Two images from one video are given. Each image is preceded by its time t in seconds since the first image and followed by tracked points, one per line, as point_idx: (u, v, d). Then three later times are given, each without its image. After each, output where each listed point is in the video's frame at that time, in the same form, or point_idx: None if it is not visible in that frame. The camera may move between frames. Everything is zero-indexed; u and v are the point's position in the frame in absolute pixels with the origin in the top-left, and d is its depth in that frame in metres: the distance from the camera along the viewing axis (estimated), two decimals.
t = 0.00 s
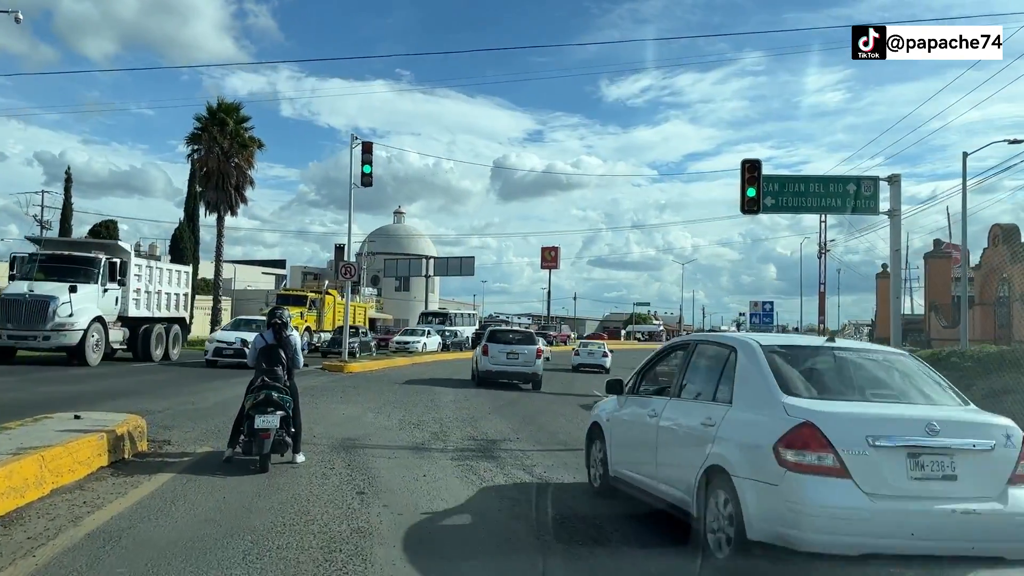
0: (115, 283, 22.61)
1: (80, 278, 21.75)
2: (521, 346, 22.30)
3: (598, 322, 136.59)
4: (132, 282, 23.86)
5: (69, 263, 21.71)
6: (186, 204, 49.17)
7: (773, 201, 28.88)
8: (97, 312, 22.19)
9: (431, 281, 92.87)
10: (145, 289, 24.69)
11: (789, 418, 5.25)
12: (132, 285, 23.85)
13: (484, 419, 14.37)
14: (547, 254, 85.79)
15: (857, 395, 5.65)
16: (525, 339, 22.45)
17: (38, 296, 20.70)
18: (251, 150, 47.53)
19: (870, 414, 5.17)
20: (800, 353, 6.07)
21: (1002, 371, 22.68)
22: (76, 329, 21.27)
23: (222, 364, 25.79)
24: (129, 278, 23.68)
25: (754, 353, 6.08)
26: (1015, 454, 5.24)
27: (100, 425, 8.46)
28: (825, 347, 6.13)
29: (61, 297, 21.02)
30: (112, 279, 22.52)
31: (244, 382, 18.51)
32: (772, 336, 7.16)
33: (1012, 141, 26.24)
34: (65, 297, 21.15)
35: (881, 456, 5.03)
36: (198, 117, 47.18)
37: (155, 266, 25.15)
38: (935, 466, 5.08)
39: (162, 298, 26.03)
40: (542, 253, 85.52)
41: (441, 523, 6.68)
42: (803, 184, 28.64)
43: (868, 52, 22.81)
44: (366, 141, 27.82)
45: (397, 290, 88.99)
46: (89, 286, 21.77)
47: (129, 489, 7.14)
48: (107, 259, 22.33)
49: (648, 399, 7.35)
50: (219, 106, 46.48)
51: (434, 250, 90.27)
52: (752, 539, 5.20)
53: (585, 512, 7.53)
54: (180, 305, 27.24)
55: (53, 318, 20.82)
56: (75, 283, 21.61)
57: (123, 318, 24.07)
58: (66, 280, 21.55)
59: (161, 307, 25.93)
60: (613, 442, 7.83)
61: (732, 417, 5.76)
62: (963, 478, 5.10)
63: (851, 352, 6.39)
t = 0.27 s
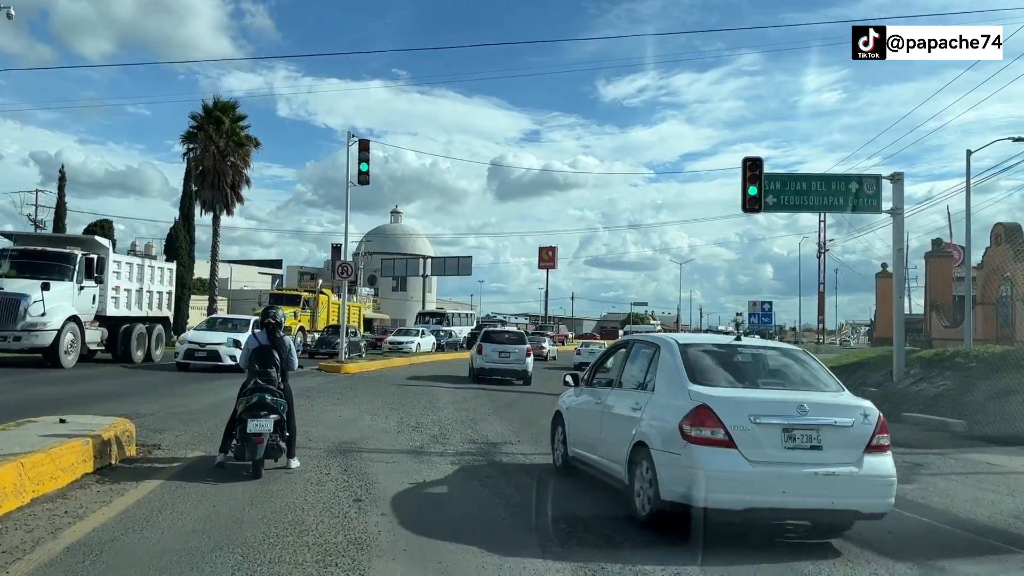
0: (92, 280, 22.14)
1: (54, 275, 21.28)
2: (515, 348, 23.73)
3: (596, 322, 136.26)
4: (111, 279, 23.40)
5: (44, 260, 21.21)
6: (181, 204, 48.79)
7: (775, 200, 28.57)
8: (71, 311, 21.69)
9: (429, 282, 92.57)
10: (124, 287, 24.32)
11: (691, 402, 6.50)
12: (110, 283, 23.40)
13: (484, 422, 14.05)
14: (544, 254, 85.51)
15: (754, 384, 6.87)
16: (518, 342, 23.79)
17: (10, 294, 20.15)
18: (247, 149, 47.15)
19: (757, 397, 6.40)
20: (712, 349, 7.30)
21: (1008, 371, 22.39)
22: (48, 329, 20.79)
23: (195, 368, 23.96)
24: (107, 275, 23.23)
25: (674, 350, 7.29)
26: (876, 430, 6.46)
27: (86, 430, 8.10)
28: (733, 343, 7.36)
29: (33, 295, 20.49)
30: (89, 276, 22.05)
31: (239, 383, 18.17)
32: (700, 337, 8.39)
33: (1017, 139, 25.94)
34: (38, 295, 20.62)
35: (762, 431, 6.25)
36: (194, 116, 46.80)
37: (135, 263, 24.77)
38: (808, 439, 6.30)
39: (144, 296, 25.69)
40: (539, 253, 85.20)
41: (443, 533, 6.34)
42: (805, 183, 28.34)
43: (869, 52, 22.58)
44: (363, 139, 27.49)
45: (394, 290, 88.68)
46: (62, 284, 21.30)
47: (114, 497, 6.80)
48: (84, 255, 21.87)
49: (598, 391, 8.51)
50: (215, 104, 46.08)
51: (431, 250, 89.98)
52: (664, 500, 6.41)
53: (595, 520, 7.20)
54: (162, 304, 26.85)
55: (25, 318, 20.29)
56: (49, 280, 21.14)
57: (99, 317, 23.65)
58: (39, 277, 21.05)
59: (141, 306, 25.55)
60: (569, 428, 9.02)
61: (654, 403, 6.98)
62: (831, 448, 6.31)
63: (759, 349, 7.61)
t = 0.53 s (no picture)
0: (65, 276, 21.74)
1: (26, 271, 20.69)
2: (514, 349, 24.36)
3: (593, 321, 135.97)
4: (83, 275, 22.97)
5: (16, 255, 20.61)
6: (177, 202, 48.42)
7: (777, 198, 28.24)
8: (41, 308, 20.93)
9: (426, 281, 92.23)
10: (102, 284, 23.93)
11: (625, 388, 7.97)
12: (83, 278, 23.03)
13: (484, 423, 13.74)
14: (542, 254, 85.23)
15: (679, 374, 8.35)
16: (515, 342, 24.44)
17: None
18: (243, 147, 46.78)
19: (678, 385, 7.87)
20: (649, 345, 8.76)
21: (1014, 371, 22.15)
22: (18, 328, 20.10)
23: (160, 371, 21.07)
24: (82, 272, 22.74)
25: (617, 347, 8.77)
26: (777, 412, 7.90)
27: (73, 434, 7.77)
28: (667, 340, 8.83)
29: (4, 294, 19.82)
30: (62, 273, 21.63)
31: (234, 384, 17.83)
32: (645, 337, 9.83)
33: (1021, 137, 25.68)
34: (8, 293, 19.94)
35: (682, 411, 7.70)
36: (190, 114, 46.40)
37: (113, 259, 24.40)
38: (720, 418, 7.76)
39: (124, 294, 25.30)
40: (537, 253, 84.89)
41: (446, 543, 6.05)
42: (807, 181, 28.06)
43: (869, 52, 22.32)
44: (360, 137, 27.16)
45: (391, 290, 88.35)
46: (34, 280, 20.72)
47: (100, 505, 6.48)
48: (56, 250, 21.33)
49: (560, 382, 9.93)
50: (211, 102, 45.69)
51: (428, 250, 89.66)
52: (604, 469, 7.87)
53: (604, 530, 6.87)
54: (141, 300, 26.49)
55: None
56: (22, 276, 20.54)
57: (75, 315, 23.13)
58: (10, 273, 20.38)
59: (119, 304, 25.12)
60: (537, 415, 10.43)
61: (601, 389, 8.42)
62: (738, 425, 7.79)
63: (692, 347, 9.05)
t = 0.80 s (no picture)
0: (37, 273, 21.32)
1: None
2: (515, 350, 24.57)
3: (592, 321, 135.58)
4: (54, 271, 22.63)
5: None
6: (173, 201, 48.10)
7: (779, 196, 27.95)
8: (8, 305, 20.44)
9: (424, 281, 91.88)
10: (75, 281, 23.55)
11: (580, 380, 9.47)
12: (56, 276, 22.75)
13: (485, 426, 13.43)
14: (540, 254, 84.93)
15: (626, 366, 9.94)
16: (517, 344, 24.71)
17: None
18: (240, 146, 46.45)
19: (623, 377, 9.38)
20: (604, 343, 10.31)
21: (1019, 372, 21.86)
22: None
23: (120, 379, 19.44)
24: (53, 267, 22.35)
25: (575, 344, 10.30)
26: (706, 399, 9.41)
27: (57, 439, 7.46)
28: (623, 339, 10.32)
29: None
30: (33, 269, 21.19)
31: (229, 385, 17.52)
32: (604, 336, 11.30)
33: None
34: None
35: (624, 399, 9.20)
36: (186, 113, 46.07)
37: (88, 254, 24.08)
38: (656, 404, 9.26)
39: (99, 292, 24.95)
40: (535, 252, 84.52)
41: (447, 554, 5.75)
42: (809, 179, 27.77)
43: (869, 51, 22.08)
44: (357, 135, 26.85)
45: (389, 290, 88.01)
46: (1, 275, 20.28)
47: (81, 515, 6.18)
48: (26, 245, 20.93)
49: (531, 375, 11.34)
50: (208, 101, 45.36)
51: (426, 250, 89.33)
52: (560, 447, 9.36)
53: (611, 539, 6.56)
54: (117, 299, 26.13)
55: None
56: None
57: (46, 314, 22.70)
58: None
59: (94, 302, 24.72)
60: (510, 404, 11.85)
61: (562, 381, 9.84)
62: (672, 411, 9.29)
63: (643, 346, 10.60)
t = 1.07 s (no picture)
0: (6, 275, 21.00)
1: None
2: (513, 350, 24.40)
3: (589, 320, 135.23)
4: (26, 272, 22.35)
5: None
6: (169, 200, 47.78)
7: (781, 195, 27.68)
8: None
9: (422, 281, 91.59)
10: (45, 278, 23.22)
11: (545, 372, 10.88)
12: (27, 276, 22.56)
13: (485, 428, 13.13)
14: (538, 254, 84.65)
15: (589, 361, 11.35)
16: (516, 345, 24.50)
17: None
18: (236, 145, 46.12)
19: (581, 370, 10.82)
20: (571, 342, 11.68)
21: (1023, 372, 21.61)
22: None
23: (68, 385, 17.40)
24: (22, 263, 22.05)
25: (544, 342, 11.76)
26: (652, 389, 10.90)
27: (40, 443, 7.16)
28: (587, 337, 11.72)
29: None
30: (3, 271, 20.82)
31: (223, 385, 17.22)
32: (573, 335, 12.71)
33: None
34: None
35: (582, 389, 10.66)
36: (182, 111, 45.73)
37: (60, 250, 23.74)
38: (609, 392, 10.73)
39: (73, 290, 24.67)
40: (532, 252, 84.20)
41: (449, 565, 5.48)
42: (812, 178, 27.50)
43: (869, 51, 21.88)
44: (354, 132, 26.54)
45: (386, 290, 87.71)
46: None
47: (64, 525, 5.88)
48: None
49: (506, 368, 12.73)
50: (204, 99, 45.01)
51: (423, 249, 89.07)
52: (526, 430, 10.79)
53: (618, 547, 6.28)
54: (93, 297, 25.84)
55: None
56: None
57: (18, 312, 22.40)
58: None
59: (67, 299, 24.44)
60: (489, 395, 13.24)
61: (530, 373, 11.27)
62: (622, 400, 10.75)
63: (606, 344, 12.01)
